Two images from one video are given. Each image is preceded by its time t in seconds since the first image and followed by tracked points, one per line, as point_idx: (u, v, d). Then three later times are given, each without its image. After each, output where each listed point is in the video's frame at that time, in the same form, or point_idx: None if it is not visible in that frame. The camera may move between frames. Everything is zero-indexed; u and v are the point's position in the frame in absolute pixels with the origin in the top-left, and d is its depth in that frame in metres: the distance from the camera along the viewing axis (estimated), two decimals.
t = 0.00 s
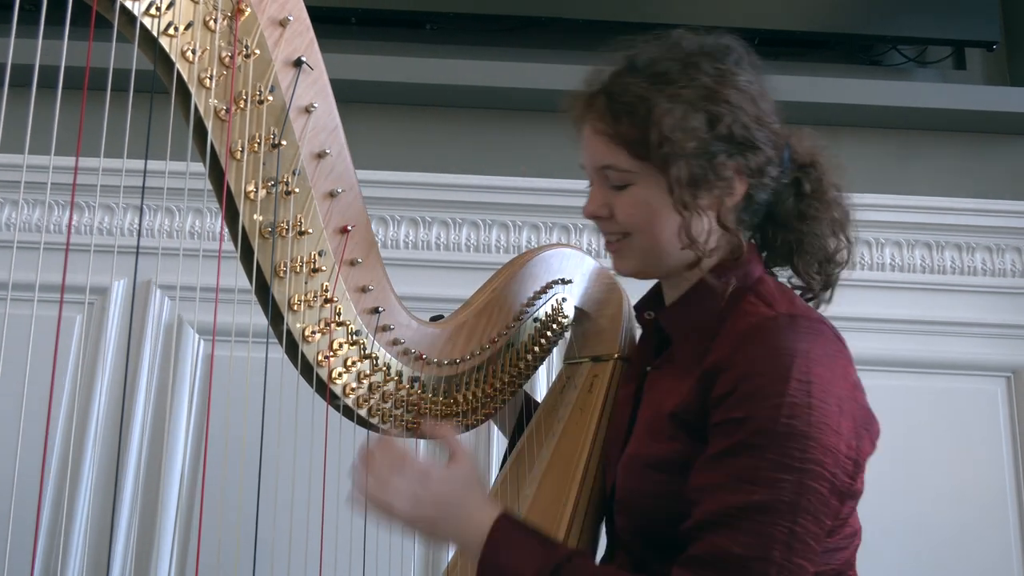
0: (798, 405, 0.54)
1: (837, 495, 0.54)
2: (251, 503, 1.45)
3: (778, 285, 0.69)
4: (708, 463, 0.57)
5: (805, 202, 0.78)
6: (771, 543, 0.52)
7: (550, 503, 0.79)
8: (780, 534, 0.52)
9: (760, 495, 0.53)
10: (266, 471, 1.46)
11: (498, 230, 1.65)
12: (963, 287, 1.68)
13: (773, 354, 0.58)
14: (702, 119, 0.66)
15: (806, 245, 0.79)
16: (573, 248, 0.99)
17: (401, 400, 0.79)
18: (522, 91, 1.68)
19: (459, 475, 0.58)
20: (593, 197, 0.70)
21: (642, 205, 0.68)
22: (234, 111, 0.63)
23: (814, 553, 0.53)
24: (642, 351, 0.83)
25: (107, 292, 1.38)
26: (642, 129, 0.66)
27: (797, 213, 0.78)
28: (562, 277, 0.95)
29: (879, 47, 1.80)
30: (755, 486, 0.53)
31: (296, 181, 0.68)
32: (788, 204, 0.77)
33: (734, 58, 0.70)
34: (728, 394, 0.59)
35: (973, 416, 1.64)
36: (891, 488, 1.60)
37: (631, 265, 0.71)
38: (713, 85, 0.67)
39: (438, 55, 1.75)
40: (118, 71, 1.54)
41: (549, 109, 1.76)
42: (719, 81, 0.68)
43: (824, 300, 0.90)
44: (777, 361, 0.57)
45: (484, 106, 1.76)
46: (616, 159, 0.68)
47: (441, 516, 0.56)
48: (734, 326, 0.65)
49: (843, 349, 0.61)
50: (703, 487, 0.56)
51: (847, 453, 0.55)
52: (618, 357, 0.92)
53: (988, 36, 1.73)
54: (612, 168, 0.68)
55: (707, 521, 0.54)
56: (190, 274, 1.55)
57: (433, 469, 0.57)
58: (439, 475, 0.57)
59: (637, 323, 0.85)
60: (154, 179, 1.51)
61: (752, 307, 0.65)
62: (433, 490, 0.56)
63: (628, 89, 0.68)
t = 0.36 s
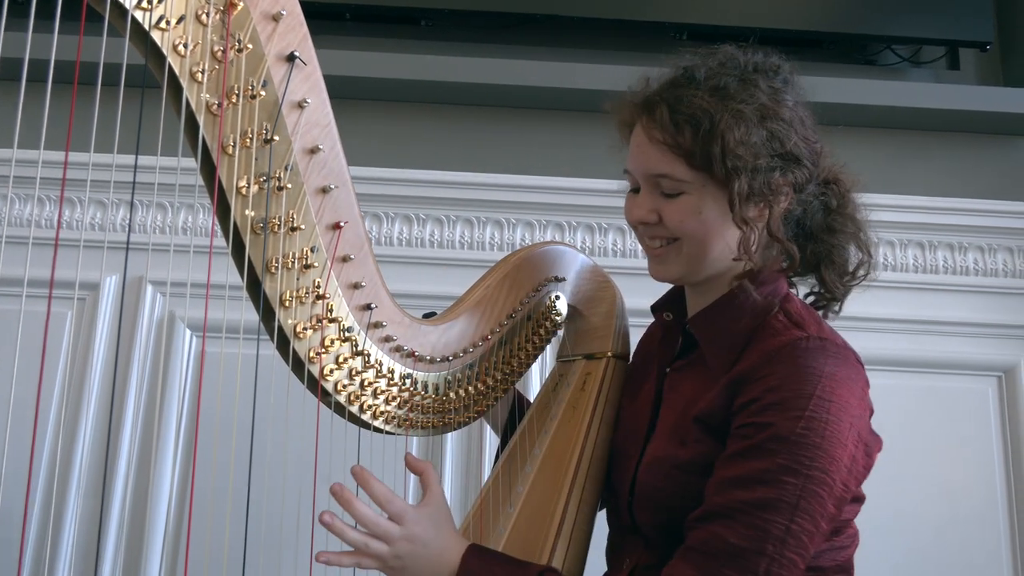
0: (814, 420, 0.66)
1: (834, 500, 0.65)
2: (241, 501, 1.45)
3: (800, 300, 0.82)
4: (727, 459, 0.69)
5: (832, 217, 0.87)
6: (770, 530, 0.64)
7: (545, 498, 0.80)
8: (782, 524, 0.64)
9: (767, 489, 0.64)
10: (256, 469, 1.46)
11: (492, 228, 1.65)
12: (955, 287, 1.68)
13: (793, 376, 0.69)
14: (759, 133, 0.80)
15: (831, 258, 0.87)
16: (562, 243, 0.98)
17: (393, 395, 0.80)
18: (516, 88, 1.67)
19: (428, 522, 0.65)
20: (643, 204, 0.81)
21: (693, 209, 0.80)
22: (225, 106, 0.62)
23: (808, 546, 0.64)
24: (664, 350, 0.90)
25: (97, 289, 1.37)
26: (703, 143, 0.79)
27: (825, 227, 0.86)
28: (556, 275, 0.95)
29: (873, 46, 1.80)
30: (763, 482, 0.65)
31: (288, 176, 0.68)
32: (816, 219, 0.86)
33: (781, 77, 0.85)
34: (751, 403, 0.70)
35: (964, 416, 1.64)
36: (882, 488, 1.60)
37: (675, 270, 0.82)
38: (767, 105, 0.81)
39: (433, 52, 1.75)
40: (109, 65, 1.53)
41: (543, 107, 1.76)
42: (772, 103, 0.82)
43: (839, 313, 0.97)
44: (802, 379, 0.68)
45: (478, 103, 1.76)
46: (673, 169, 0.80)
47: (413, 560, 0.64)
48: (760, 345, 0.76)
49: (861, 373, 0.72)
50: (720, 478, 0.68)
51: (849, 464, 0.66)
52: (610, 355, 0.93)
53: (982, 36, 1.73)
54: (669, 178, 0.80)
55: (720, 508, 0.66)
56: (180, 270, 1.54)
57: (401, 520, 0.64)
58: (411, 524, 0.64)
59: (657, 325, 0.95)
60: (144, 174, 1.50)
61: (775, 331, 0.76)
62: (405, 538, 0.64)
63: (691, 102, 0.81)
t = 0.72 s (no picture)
0: (841, 419, 0.68)
1: (864, 492, 0.68)
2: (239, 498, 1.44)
3: (798, 299, 0.84)
4: (760, 464, 0.69)
5: (824, 211, 0.88)
6: (821, 530, 0.65)
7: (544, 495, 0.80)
8: (830, 522, 0.65)
9: (813, 490, 0.65)
10: (254, 465, 1.46)
11: (489, 224, 1.64)
12: (952, 283, 1.69)
13: (815, 378, 0.70)
14: (737, 146, 0.79)
15: (824, 253, 0.87)
16: (560, 240, 0.98)
17: (394, 392, 0.80)
18: (514, 85, 1.67)
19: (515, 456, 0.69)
20: (633, 221, 0.82)
21: (682, 224, 0.80)
22: (223, 101, 0.62)
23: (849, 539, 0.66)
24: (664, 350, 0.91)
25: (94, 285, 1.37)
26: (683, 160, 0.79)
27: (817, 222, 0.87)
28: (556, 270, 0.95)
29: (870, 43, 1.80)
30: (807, 484, 0.66)
31: (286, 171, 0.67)
32: (806, 216, 0.86)
33: (758, 82, 0.85)
34: (775, 406, 0.71)
35: (961, 412, 1.65)
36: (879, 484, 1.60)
37: (670, 281, 0.83)
38: (745, 114, 0.81)
39: (430, 48, 1.74)
40: (104, 61, 1.52)
41: (541, 103, 1.76)
42: (750, 112, 0.82)
43: (838, 305, 0.97)
44: (822, 380, 0.70)
45: (475, 100, 1.75)
46: (659, 186, 0.80)
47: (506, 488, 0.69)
48: (769, 347, 0.77)
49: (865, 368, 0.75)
50: (760, 484, 0.68)
51: (873, 458, 0.69)
52: (609, 352, 0.93)
53: (978, 32, 1.74)
54: (654, 196, 0.81)
55: (767, 515, 0.66)
56: (177, 267, 1.54)
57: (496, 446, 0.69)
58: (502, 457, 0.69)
59: (654, 323, 0.96)
60: (141, 171, 1.50)
61: (784, 333, 0.77)
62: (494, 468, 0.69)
63: (669, 120, 0.81)
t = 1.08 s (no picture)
0: (858, 398, 0.69)
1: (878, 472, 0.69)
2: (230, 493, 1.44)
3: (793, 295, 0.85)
4: (780, 444, 0.70)
5: (810, 209, 0.88)
6: (844, 502, 0.65)
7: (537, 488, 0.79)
8: (852, 494, 0.66)
9: (837, 463, 0.66)
10: (245, 460, 1.45)
11: (486, 220, 1.64)
12: (948, 282, 1.68)
13: (832, 362, 0.71)
14: (725, 150, 0.79)
15: (811, 251, 0.88)
16: (555, 234, 0.97)
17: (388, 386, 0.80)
18: (511, 80, 1.66)
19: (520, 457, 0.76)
20: (621, 225, 0.82)
21: (671, 228, 0.80)
22: (215, 91, 0.61)
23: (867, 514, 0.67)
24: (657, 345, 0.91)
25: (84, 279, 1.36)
26: (671, 165, 0.79)
27: (803, 219, 0.87)
28: (550, 265, 0.95)
29: (869, 41, 1.80)
30: (831, 458, 0.66)
31: (279, 163, 0.67)
32: (791, 214, 0.87)
33: (743, 82, 0.84)
34: (792, 390, 0.72)
35: (956, 411, 1.65)
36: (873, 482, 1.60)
37: (657, 285, 0.84)
38: (731, 117, 0.81)
39: (427, 43, 1.74)
40: (96, 53, 1.51)
41: (538, 99, 1.75)
42: (736, 113, 0.82)
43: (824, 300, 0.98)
44: (837, 362, 0.72)
45: (473, 95, 1.75)
46: (647, 191, 0.80)
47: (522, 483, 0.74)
48: (779, 337, 0.78)
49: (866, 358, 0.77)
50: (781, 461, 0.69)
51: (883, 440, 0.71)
52: (602, 347, 0.93)
53: (977, 31, 1.73)
54: (643, 201, 0.81)
55: (791, 487, 0.66)
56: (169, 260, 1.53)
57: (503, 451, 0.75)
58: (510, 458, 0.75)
59: (643, 318, 0.95)
60: (133, 164, 1.49)
61: (794, 324, 0.78)
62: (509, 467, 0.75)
63: (656, 124, 0.80)
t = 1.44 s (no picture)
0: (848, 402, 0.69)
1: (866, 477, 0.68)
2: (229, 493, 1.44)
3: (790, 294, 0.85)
4: (771, 443, 0.70)
5: (807, 203, 0.89)
6: (830, 504, 0.65)
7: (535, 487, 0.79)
8: (838, 498, 0.65)
9: (825, 466, 0.65)
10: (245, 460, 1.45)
11: (484, 219, 1.64)
12: (946, 281, 1.69)
13: (824, 364, 0.71)
14: (727, 140, 0.80)
15: (808, 244, 0.89)
16: (553, 234, 0.97)
17: (386, 385, 0.80)
18: (509, 79, 1.66)
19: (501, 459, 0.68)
20: (624, 218, 0.82)
21: (674, 220, 0.80)
22: (214, 91, 0.61)
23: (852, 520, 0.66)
24: (653, 342, 0.91)
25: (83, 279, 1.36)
26: (674, 156, 0.79)
27: (801, 213, 0.89)
28: (549, 265, 0.95)
29: (866, 40, 1.80)
30: (819, 460, 0.66)
31: (278, 163, 0.67)
32: (790, 207, 0.88)
33: (743, 77, 0.85)
34: (784, 390, 0.72)
35: (953, 409, 1.65)
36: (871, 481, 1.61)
37: (659, 278, 0.83)
38: (732, 109, 0.82)
39: (425, 42, 1.74)
40: (95, 53, 1.51)
41: (536, 98, 1.75)
42: (737, 106, 0.82)
43: (821, 296, 0.99)
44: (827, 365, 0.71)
45: (471, 94, 1.75)
46: (650, 183, 0.80)
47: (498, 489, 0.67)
48: (774, 337, 0.78)
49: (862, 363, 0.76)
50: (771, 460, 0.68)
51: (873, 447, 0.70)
52: (602, 346, 0.93)
53: (974, 30, 1.74)
54: (646, 193, 0.80)
55: (778, 487, 0.66)
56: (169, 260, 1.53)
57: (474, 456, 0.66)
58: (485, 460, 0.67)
59: (640, 316, 0.95)
60: (133, 164, 1.49)
61: (789, 324, 0.78)
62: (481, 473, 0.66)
63: (658, 116, 0.81)
